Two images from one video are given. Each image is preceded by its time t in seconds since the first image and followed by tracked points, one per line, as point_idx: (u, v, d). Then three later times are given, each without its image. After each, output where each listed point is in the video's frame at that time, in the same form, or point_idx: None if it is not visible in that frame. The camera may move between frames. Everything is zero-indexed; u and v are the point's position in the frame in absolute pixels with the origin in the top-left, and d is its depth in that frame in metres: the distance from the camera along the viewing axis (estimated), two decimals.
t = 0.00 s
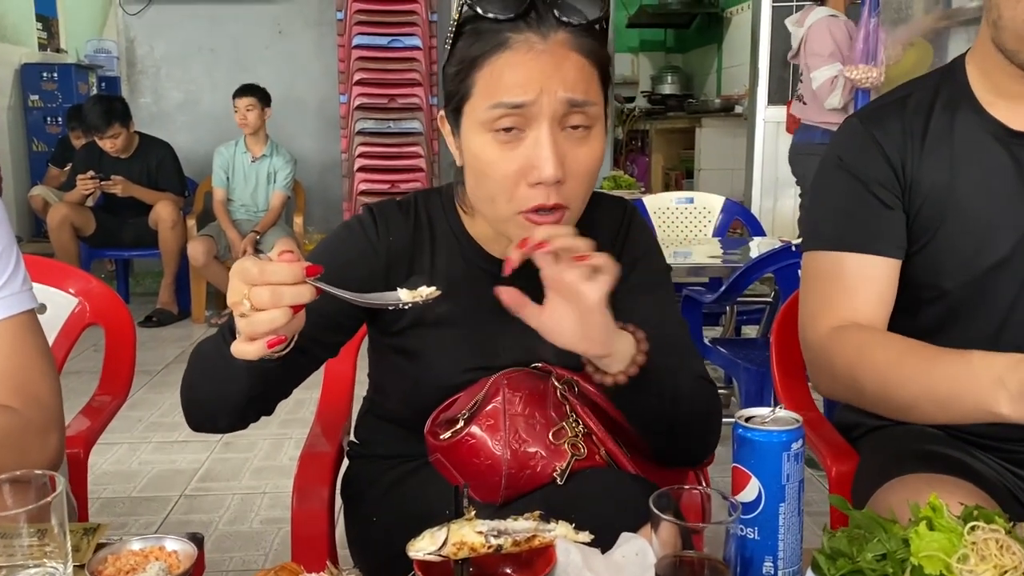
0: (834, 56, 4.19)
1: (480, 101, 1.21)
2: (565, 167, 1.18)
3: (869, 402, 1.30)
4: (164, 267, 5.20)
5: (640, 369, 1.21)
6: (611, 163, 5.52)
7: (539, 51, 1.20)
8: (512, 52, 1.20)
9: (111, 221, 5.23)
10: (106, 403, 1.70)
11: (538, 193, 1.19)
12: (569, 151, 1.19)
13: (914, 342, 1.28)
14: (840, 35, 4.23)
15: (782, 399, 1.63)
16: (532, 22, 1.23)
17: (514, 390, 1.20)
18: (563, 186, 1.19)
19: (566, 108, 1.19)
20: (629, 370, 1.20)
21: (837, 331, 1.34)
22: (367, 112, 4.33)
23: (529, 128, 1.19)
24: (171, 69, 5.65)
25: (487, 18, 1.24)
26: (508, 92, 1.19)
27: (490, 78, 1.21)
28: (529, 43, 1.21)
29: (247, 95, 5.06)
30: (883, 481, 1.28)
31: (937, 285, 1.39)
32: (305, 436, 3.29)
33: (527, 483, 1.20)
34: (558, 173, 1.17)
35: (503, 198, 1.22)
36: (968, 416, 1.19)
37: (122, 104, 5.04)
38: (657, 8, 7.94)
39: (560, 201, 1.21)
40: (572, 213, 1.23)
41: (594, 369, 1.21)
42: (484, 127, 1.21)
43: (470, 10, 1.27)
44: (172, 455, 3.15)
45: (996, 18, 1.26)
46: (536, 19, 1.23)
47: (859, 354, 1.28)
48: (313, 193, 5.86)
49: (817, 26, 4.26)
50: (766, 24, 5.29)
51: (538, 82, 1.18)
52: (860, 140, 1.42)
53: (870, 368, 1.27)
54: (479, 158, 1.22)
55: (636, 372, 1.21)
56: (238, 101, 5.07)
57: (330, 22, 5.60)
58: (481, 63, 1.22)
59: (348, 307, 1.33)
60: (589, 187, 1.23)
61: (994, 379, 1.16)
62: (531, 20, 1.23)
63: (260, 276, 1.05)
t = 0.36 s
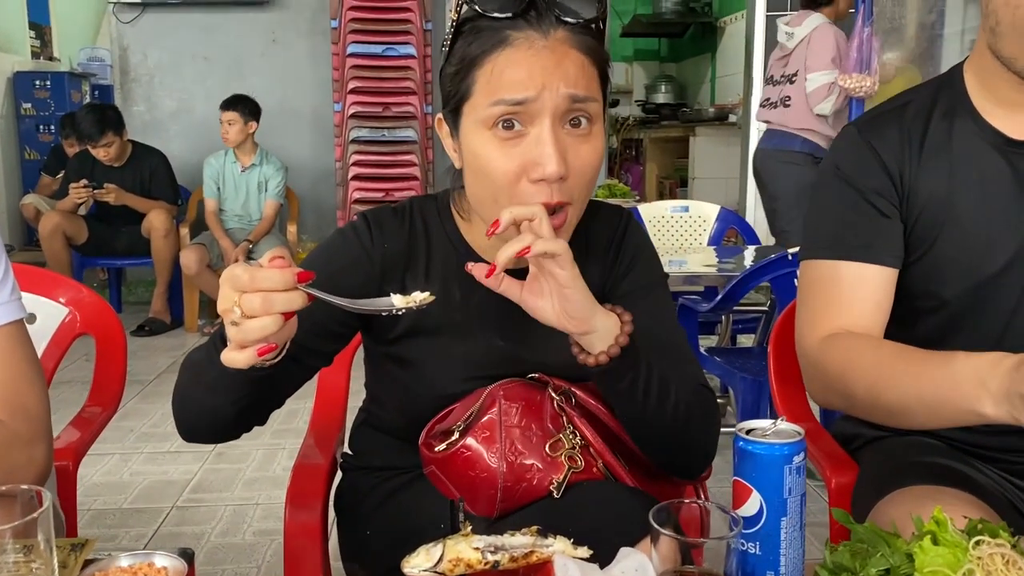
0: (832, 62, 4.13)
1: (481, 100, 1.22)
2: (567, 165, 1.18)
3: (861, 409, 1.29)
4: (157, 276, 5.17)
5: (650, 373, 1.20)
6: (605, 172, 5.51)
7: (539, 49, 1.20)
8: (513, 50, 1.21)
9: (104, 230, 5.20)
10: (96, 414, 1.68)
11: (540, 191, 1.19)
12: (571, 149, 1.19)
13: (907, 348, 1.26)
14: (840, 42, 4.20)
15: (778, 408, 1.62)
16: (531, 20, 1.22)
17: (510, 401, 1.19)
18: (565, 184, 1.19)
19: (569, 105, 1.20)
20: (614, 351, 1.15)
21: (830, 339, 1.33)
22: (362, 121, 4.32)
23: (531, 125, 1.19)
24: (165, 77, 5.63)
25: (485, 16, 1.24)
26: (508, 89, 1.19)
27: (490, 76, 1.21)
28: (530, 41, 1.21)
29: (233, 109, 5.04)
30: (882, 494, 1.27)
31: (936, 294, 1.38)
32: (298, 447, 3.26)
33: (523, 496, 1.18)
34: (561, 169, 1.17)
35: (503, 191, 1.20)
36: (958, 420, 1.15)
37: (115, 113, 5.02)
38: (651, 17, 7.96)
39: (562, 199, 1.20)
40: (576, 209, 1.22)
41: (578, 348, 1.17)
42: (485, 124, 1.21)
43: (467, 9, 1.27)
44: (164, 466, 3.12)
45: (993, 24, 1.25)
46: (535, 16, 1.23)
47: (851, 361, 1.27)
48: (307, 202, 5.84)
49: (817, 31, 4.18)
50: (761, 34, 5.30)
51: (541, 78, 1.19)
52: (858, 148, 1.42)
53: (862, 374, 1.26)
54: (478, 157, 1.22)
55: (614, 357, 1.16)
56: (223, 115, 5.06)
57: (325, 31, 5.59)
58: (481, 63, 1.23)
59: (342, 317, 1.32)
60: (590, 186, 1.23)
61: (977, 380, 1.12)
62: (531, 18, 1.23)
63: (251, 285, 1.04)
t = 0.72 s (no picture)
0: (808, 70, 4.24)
1: (450, 113, 1.25)
2: (527, 181, 1.20)
3: (859, 422, 1.30)
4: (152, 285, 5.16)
5: (689, 386, 1.20)
6: (601, 183, 5.52)
7: (498, 67, 1.23)
8: (473, 68, 1.24)
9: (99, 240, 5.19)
10: (89, 426, 1.66)
11: (501, 206, 1.21)
12: (533, 165, 1.21)
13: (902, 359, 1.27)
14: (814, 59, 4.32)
15: (774, 420, 1.62)
16: (498, 36, 1.25)
17: (503, 413, 1.19)
18: (525, 199, 1.21)
19: (529, 122, 1.21)
20: (687, 381, 1.19)
21: (829, 353, 1.33)
22: (359, 131, 4.32)
23: (492, 141, 1.21)
24: (161, 88, 5.63)
25: (458, 33, 1.27)
26: (471, 106, 1.21)
27: (460, 92, 1.24)
28: (491, 58, 1.24)
29: (224, 126, 5.02)
30: (878, 510, 1.26)
31: (930, 308, 1.38)
32: (293, 458, 3.25)
33: (514, 509, 1.19)
34: (517, 185, 1.19)
35: (465, 206, 1.25)
36: (961, 431, 1.15)
37: (110, 123, 5.02)
38: (647, 29, 8.00)
39: (523, 213, 1.22)
40: (544, 224, 1.24)
41: (650, 362, 1.20)
42: (450, 139, 1.24)
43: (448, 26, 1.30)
44: (158, 477, 3.10)
45: (985, 38, 1.26)
46: (502, 34, 1.25)
47: (850, 376, 1.27)
48: (303, 212, 5.84)
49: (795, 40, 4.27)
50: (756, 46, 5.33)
51: (501, 95, 1.21)
52: (851, 162, 1.42)
53: (860, 385, 1.26)
54: (450, 172, 1.26)
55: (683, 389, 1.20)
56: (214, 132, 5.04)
57: (321, 42, 5.60)
58: (451, 76, 1.27)
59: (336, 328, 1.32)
60: (562, 201, 1.24)
61: (972, 397, 1.12)
62: (497, 35, 1.25)
63: (243, 300, 1.03)
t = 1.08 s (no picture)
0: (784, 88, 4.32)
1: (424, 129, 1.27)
2: (494, 200, 1.22)
3: (876, 437, 1.30)
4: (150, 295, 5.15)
5: (688, 395, 1.18)
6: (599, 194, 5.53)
7: (464, 85, 1.25)
8: (441, 86, 1.26)
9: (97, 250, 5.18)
10: (87, 439, 1.66)
11: (469, 223, 1.23)
12: (500, 183, 1.22)
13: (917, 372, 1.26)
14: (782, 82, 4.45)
15: (775, 433, 1.61)
16: (468, 55, 1.27)
17: (500, 426, 1.19)
18: (491, 218, 1.22)
19: (496, 139, 1.22)
20: (687, 389, 1.17)
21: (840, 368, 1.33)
22: (357, 142, 4.30)
23: (461, 158, 1.23)
24: (160, 98, 5.64)
25: (430, 49, 1.29)
26: (440, 124, 1.24)
27: (432, 110, 1.26)
28: (459, 76, 1.26)
29: (218, 143, 5.00)
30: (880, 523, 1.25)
31: (934, 322, 1.38)
32: (290, 470, 3.24)
33: (511, 523, 1.18)
34: (483, 204, 1.21)
35: (439, 222, 1.27)
36: (978, 445, 1.17)
37: (109, 133, 5.02)
38: (645, 41, 8.03)
39: (490, 233, 1.23)
40: (511, 245, 1.25)
41: (648, 371, 1.17)
42: (423, 156, 1.26)
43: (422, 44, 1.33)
44: (155, 489, 3.08)
45: (986, 54, 1.28)
46: (473, 52, 1.27)
47: (863, 396, 1.27)
48: (301, 222, 5.84)
49: (768, 63, 4.32)
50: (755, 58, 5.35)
51: (468, 113, 1.22)
52: (854, 175, 1.43)
53: (878, 402, 1.26)
54: (427, 188, 1.27)
55: (684, 398, 1.18)
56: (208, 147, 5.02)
57: (320, 53, 5.61)
58: (424, 92, 1.29)
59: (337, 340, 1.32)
60: (528, 221, 1.24)
61: (995, 418, 1.13)
62: (467, 53, 1.27)
63: (276, 287, 1.04)
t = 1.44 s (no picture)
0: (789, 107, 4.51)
1: (412, 145, 1.27)
2: (483, 216, 1.22)
3: (890, 444, 1.29)
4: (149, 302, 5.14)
5: (687, 398, 1.17)
6: (599, 202, 5.53)
7: (451, 102, 1.24)
8: (427, 103, 1.26)
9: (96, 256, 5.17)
10: (87, 447, 1.64)
11: (458, 240, 1.23)
12: (488, 200, 1.22)
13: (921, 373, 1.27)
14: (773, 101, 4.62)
15: (780, 446, 1.60)
16: (454, 71, 1.26)
17: (495, 435, 1.18)
18: (479, 234, 1.23)
19: (481, 155, 1.22)
20: (684, 393, 1.16)
21: (849, 372, 1.33)
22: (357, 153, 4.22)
23: (448, 175, 1.23)
24: (160, 105, 5.64)
25: (416, 66, 1.29)
26: (428, 140, 1.24)
27: (420, 126, 1.26)
28: (444, 92, 1.25)
29: (214, 149, 4.99)
30: (891, 536, 1.24)
31: (943, 332, 1.37)
32: (289, 479, 3.22)
33: (504, 532, 1.17)
34: (471, 221, 1.21)
35: (429, 236, 1.26)
36: (993, 439, 1.18)
37: (109, 140, 5.02)
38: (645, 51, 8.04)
39: (478, 247, 1.24)
40: (500, 264, 1.26)
41: (646, 376, 1.17)
42: (412, 173, 1.26)
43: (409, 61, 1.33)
44: (154, 498, 3.06)
45: (996, 64, 1.28)
46: (458, 68, 1.26)
47: (872, 398, 1.28)
48: (301, 229, 5.83)
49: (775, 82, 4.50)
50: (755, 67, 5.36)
51: (453, 131, 1.22)
52: (863, 184, 1.42)
53: (895, 404, 1.25)
54: (417, 204, 1.27)
55: (681, 402, 1.17)
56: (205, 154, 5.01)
57: (321, 61, 5.61)
58: (411, 109, 1.29)
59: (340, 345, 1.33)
60: (518, 236, 1.25)
61: (1007, 402, 1.15)
62: (453, 69, 1.26)
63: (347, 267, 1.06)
